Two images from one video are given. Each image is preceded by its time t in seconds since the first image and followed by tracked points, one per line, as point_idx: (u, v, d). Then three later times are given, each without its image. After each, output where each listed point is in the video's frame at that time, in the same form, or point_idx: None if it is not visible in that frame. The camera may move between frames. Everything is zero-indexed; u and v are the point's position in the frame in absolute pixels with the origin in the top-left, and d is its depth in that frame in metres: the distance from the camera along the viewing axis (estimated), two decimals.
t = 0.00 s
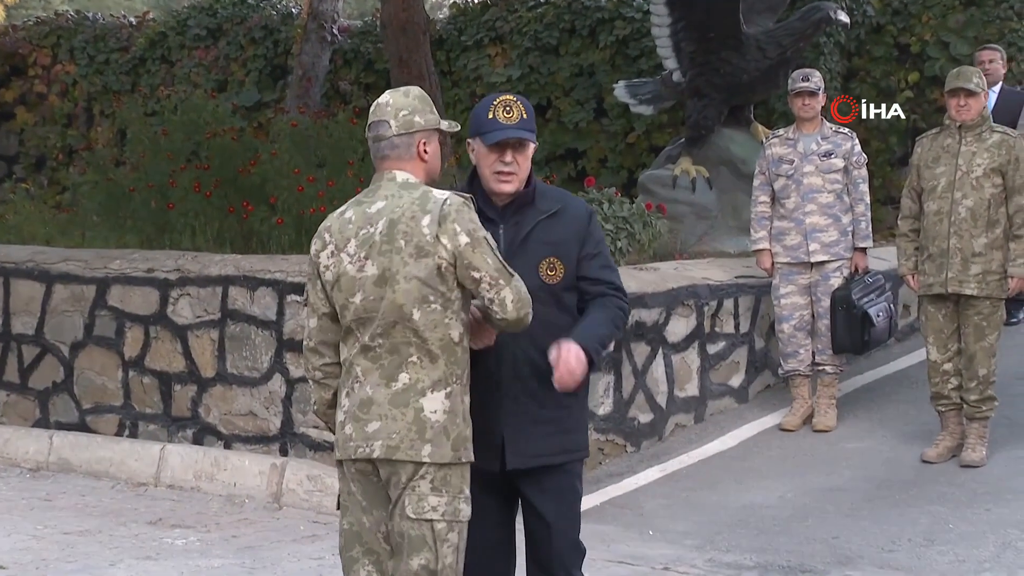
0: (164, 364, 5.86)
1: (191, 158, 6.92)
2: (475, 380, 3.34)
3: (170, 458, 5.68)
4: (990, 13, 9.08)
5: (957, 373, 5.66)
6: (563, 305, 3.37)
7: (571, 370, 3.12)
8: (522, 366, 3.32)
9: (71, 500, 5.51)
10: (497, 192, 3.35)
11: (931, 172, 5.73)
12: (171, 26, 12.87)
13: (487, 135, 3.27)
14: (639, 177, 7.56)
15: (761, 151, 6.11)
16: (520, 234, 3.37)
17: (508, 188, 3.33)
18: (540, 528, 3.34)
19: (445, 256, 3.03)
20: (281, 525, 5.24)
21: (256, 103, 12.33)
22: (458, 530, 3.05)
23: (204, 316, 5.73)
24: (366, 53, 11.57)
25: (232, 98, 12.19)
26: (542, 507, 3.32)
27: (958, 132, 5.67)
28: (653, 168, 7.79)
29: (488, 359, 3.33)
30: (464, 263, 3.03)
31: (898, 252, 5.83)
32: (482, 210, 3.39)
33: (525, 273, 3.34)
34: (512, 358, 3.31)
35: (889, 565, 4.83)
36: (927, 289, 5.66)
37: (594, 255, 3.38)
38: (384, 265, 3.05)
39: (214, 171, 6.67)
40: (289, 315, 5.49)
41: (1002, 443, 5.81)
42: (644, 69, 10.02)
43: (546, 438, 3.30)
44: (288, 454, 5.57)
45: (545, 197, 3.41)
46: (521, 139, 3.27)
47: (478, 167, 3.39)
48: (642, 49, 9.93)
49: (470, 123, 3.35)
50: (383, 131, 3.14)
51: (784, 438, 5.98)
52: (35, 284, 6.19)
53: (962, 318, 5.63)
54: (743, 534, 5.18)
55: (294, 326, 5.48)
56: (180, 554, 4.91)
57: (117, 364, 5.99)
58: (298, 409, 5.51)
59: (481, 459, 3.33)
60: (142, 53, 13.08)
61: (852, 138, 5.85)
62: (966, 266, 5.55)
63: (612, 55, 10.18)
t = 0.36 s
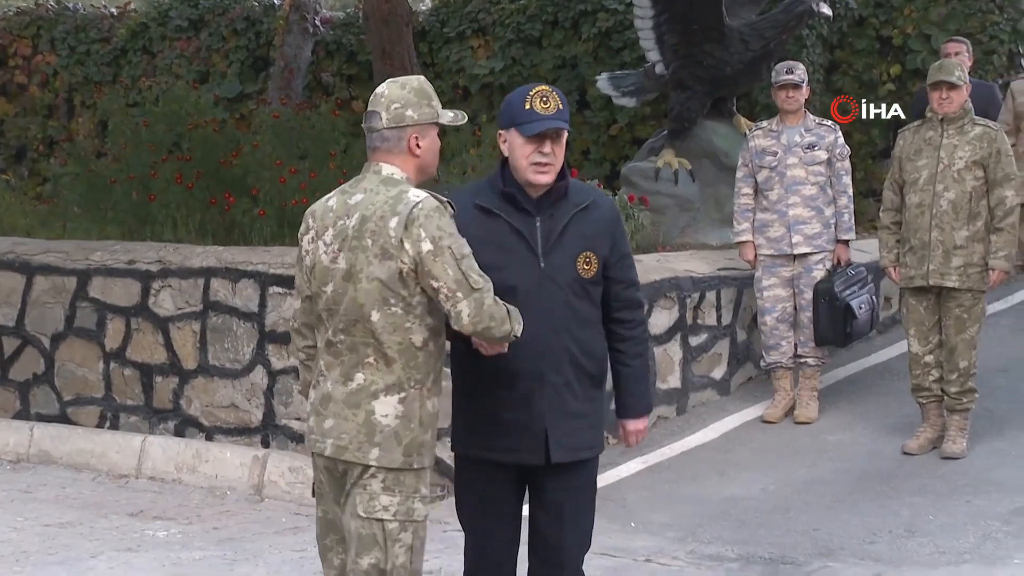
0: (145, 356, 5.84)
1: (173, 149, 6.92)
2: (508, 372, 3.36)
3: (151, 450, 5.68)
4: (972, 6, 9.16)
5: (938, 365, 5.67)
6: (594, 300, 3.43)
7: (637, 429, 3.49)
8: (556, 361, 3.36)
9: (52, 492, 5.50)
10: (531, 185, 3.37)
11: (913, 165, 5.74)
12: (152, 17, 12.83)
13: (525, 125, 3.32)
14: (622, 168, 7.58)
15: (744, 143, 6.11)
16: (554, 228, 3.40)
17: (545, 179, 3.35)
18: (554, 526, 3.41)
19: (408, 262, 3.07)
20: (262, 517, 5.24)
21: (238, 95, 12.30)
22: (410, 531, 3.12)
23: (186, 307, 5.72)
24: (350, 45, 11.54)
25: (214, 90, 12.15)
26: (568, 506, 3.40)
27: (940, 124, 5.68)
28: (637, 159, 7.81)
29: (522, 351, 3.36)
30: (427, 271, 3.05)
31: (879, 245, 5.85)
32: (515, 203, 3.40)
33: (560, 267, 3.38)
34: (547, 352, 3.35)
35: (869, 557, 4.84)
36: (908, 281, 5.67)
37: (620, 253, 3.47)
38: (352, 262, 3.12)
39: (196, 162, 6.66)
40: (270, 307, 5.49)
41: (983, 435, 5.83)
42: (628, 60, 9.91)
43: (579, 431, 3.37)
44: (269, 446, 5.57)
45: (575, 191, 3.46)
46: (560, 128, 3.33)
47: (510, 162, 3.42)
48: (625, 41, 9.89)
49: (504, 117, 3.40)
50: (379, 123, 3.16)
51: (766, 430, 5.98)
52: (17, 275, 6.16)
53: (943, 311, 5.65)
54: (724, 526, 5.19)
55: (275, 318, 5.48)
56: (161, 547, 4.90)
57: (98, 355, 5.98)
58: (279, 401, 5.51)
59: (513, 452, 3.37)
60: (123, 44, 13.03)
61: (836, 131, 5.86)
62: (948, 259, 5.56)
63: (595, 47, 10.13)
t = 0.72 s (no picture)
0: (115, 349, 5.82)
1: (143, 140, 6.89)
2: (530, 369, 3.38)
3: (120, 443, 5.66)
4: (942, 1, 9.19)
5: (907, 357, 5.69)
6: (604, 299, 3.53)
7: (635, 429, 3.58)
8: (576, 359, 3.43)
9: (20, 485, 5.47)
10: (553, 184, 3.40)
11: (883, 158, 5.75)
12: (119, 8, 12.75)
13: (549, 125, 3.36)
14: (593, 161, 7.53)
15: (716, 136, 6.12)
16: (572, 228, 3.46)
17: (567, 176, 3.38)
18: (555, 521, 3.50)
19: (317, 251, 3.07)
20: (232, 510, 5.23)
21: (208, 87, 12.25)
22: (354, 522, 3.16)
23: (155, 299, 5.70)
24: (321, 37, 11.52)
25: (183, 82, 12.09)
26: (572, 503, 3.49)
27: (909, 118, 5.70)
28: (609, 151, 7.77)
29: (544, 349, 3.39)
30: (343, 261, 3.04)
31: (849, 238, 5.87)
32: (535, 202, 3.42)
33: (579, 266, 3.44)
34: (568, 351, 3.41)
35: (838, 549, 4.88)
36: (878, 275, 5.69)
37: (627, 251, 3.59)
38: (278, 255, 3.18)
39: (165, 154, 6.64)
40: (240, 299, 5.47)
41: (951, 427, 5.87)
42: (599, 54, 10.00)
43: (592, 427, 3.47)
44: (238, 439, 5.56)
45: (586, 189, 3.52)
46: (582, 126, 3.38)
47: (526, 161, 3.43)
48: (596, 34, 9.96)
49: (521, 116, 3.42)
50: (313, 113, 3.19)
51: (736, 423, 6.00)
52: None
53: (913, 304, 5.67)
54: (695, 518, 5.20)
55: (244, 311, 5.46)
56: (130, 540, 4.88)
57: (67, 348, 5.95)
58: (249, 394, 5.49)
59: (533, 451, 3.38)
60: (92, 35, 12.94)
61: (809, 124, 5.88)
62: (919, 252, 5.58)
63: (566, 40, 10.18)
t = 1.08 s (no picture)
0: (69, 335, 5.92)
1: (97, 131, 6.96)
2: (510, 377, 3.24)
3: (74, 429, 5.74)
4: None
5: (846, 343, 5.86)
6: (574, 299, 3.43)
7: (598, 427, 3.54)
8: (552, 363, 3.30)
9: None
10: (531, 192, 3.27)
11: (823, 149, 5.90)
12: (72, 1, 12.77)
13: (525, 132, 3.19)
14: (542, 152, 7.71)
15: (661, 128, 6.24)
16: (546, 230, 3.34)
17: (541, 182, 3.26)
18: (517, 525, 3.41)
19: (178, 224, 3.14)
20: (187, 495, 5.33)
21: (162, 78, 12.26)
22: (233, 495, 3.16)
23: (108, 288, 5.78)
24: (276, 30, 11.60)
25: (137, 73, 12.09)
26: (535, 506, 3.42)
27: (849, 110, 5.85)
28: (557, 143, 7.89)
29: (523, 356, 3.25)
30: (192, 232, 3.08)
31: (790, 227, 6.03)
32: (512, 208, 3.28)
33: (556, 270, 3.32)
34: (546, 356, 3.28)
35: (778, 529, 5.03)
36: (818, 262, 5.86)
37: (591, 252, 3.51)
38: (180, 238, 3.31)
39: (120, 144, 6.73)
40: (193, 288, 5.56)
41: (888, 409, 6.07)
42: (547, 46, 10.09)
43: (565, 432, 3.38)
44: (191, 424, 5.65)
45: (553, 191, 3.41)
46: (557, 131, 3.25)
47: (501, 168, 3.28)
48: (544, 26, 10.04)
49: (493, 122, 3.24)
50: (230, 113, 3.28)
51: (680, 408, 6.14)
52: None
53: (851, 292, 5.85)
54: (640, 501, 5.33)
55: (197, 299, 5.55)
56: (85, 524, 4.96)
57: (21, 336, 6.08)
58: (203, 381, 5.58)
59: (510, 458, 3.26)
60: (46, 26, 12.97)
61: (752, 116, 6.02)
62: (858, 241, 5.75)
63: (516, 32, 10.28)
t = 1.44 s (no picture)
0: (47, 318, 6.38)
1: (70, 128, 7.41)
2: (496, 347, 3.30)
3: (52, 404, 6.20)
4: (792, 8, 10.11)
5: (764, 323, 6.42)
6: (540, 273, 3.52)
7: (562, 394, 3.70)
8: (531, 332, 3.38)
9: None
10: (509, 171, 3.34)
11: (744, 147, 6.46)
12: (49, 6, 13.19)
13: (506, 112, 3.26)
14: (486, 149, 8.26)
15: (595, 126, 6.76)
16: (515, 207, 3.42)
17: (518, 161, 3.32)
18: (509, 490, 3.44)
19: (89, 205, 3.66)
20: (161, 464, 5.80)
21: (133, 80, 12.66)
22: (91, 469, 3.59)
23: (82, 274, 6.23)
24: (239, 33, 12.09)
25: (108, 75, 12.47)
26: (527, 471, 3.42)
27: (767, 111, 6.41)
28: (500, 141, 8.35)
29: (506, 326, 3.31)
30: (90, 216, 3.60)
31: (714, 217, 6.57)
32: (490, 186, 3.34)
33: (531, 245, 3.41)
34: (527, 325, 3.35)
35: (701, 493, 5.58)
36: (739, 250, 6.41)
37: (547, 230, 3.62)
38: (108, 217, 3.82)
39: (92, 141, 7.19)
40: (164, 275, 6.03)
41: (799, 383, 6.66)
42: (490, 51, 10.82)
43: (545, 399, 3.48)
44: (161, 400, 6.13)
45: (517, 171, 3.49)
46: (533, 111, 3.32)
47: (478, 149, 3.32)
48: (486, 33, 10.79)
49: (470, 104, 3.27)
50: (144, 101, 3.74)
51: (612, 383, 6.69)
52: None
53: (769, 277, 6.41)
54: (575, 469, 5.85)
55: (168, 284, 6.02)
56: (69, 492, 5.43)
57: (3, 318, 6.56)
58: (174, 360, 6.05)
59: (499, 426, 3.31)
60: (22, 31, 13.45)
61: (678, 115, 6.57)
62: (775, 230, 6.30)
63: (460, 39, 11.00)
